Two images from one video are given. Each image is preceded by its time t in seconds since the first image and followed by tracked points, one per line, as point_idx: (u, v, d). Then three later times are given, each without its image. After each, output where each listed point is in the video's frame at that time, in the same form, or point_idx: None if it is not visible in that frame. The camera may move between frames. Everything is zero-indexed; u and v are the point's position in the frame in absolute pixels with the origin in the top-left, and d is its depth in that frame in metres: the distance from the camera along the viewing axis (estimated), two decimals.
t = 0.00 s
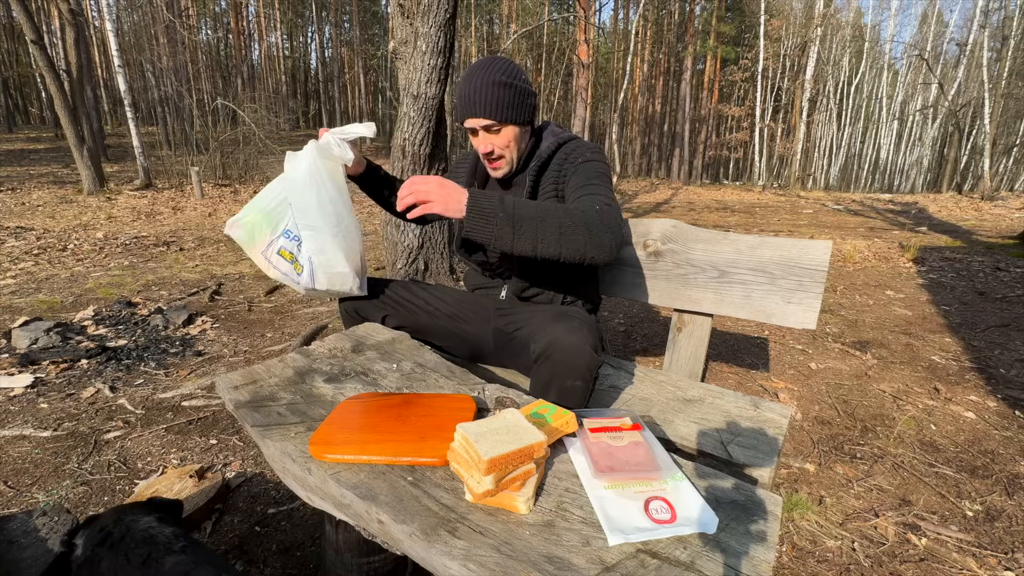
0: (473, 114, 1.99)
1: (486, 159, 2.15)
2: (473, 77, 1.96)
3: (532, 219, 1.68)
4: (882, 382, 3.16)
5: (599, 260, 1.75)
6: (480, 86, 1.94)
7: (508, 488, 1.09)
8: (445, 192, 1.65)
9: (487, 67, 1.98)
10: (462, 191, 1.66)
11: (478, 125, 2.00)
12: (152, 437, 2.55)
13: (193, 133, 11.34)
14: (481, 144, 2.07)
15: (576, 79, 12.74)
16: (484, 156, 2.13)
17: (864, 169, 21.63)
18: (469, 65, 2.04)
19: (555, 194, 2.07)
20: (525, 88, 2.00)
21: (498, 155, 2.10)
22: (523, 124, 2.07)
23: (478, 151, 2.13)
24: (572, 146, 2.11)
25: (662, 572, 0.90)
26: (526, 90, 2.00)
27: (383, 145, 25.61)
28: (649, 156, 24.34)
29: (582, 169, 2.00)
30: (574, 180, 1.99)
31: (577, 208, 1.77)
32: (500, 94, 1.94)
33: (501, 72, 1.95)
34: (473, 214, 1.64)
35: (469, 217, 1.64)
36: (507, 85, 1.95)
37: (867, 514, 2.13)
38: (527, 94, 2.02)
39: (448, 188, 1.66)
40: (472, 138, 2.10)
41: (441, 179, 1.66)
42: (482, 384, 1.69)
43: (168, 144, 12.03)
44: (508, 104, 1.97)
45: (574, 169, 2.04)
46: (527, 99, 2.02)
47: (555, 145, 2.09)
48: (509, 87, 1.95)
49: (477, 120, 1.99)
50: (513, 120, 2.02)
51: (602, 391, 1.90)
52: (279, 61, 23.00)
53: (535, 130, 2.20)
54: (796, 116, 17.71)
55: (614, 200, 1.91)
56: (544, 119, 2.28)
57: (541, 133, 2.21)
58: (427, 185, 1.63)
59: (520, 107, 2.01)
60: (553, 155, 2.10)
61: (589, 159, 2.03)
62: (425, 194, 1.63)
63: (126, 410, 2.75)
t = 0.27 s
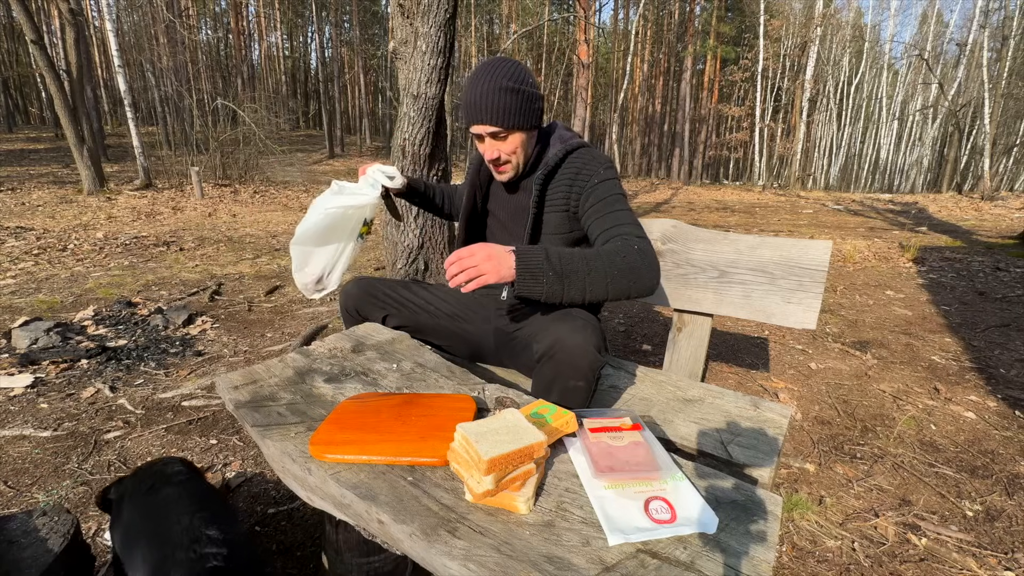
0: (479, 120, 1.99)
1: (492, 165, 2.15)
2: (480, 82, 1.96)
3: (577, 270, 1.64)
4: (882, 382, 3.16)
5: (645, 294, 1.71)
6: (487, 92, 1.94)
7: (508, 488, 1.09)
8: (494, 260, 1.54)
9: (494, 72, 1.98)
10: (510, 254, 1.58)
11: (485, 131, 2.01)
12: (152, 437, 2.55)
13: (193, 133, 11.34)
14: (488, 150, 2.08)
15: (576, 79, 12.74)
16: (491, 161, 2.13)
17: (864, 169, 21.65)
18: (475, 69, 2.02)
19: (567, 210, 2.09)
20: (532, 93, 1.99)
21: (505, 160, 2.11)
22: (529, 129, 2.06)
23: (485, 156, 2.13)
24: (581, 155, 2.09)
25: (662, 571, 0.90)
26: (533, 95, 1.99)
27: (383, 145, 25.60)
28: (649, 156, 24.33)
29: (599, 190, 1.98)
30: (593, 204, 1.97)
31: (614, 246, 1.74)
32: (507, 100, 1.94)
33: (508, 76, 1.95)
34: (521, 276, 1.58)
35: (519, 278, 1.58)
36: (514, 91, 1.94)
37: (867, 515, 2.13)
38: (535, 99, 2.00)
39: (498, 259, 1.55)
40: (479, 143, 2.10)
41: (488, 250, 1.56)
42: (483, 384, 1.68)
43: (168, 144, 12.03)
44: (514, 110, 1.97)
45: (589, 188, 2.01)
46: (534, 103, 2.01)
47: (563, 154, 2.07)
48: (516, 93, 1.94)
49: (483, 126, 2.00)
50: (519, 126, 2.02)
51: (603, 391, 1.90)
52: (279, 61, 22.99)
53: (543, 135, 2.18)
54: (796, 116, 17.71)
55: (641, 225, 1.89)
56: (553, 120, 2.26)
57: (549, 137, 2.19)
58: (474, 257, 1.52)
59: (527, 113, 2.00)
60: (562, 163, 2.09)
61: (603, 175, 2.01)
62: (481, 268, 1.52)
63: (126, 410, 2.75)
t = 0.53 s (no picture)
0: (488, 121, 1.98)
1: (500, 165, 2.14)
2: (491, 83, 1.95)
3: (594, 277, 1.64)
4: (882, 382, 3.16)
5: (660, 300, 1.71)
6: (498, 93, 1.93)
7: (508, 487, 1.09)
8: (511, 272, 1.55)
9: (506, 73, 1.97)
10: (526, 264, 1.59)
11: (493, 132, 2.00)
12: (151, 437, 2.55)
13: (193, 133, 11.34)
14: (497, 152, 2.07)
15: (576, 79, 12.75)
16: (498, 162, 2.12)
17: (864, 170, 21.66)
18: (484, 70, 2.01)
19: (575, 214, 2.09)
20: (543, 95, 1.99)
21: (512, 162, 2.10)
22: (539, 131, 2.06)
23: (493, 157, 2.12)
24: (590, 159, 2.09)
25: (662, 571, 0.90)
26: (544, 97, 1.98)
27: (383, 145, 25.60)
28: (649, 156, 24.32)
29: (610, 194, 1.98)
30: (603, 209, 1.97)
31: (629, 252, 1.74)
32: (518, 102, 1.93)
33: (519, 78, 1.94)
34: (539, 283, 1.59)
35: (537, 287, 1.58)
36: (525, 93, 1.93)
37: (867, 514, 2.13)
38: (546, 102, 2.00)
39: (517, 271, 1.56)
40: (487, 144, 2.09)
41: (506, 262, 1.57)
42: (483, 384, 1.69)
43: (168, 144, 12.02)
44: (525, 112, 1.96)
45: (599, 193, 2.01)
46: (545, 105, 2.01)
47: (571, 158, 2.06)
48: (527, 95, 1.94)
49: (492, 127, 1.99)
50: (529, 128, 2.01)
51: (603, 391, 1.90)
52: (279, 61, 22.98)
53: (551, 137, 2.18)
54: (796, 116, 17.72)
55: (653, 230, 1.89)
56: (562, 123, 2.27)
57: (557, 140, 2.19)
58: (493, 271, 1.54)
59: (538, 115, 2.00)
60: (570, 165, 2.09)
61: (613, 180, 2.01)
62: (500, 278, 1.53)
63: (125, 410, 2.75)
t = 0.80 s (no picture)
0: (482, 119, 1.97)
1: (496, 164, 2.14)
2: (484, 81, 1.95)
3: (595, 273, 1.63)
4: (882, 382, 3.16)
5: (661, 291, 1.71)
6: (492, 90, 1.93)
7: (508, 488, 1.09)
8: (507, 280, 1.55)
9: (498, 70, 1.97)
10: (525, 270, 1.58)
11: (488, 130, 1.99)
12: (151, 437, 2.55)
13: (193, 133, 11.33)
14: (492, 150, 2.06)
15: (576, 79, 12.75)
16: (494, 161, 2.12)
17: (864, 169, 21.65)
18: (477, 68, 2.01)
19: (572, 210, 2.09)
20: (536, 91, 1.99)
21: (508, 160, 2.10)
22: (533, 128, 2.06)
23: (488, 156, 2.12)
24: (585, 154, 2.09)
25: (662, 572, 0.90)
26: (537, 93, 1.98)
27: (383, 145, 25.60)
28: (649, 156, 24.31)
29: (607, 188, 1.98)
30: (601, 205, 1.97)
31: (629, 246, 1.74)
32: (511, 98, 1.94)
33: (511, 75, 1.94)
34: (539, 287, 1.58)
35: (538, 290, 1.57)
36: (518, 89, 1.93)
37: (867, 514, 2.13)
38: (539, 98, 2.00)
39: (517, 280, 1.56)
40: (481, 143, 2.09)
41: (504, 271, 1.56)
42: (483, 384, 1.68)
43: (168, 144, 12.01)
44: (519, 108, 1.96)
45: (596, 188, 2.01)
46: (538, 101, 2.01)
47: (566, 154, 2.07)
48: (519, 91, 1.94)
49: (486, 125, 1.98)
50: (524, 124, 2.01)
51: (603, 391, 1.90)
52: (279, 61, 22.96)
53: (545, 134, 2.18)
54: (796, 116, 17.72)
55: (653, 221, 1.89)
56: (554, 119, 2.27)
57: (551, 136, 2.20)
58: (491, 283, 1.53)
59: (531, 111, 2.00)
60: (565, 162, 2.08)
61: (610, 174, 2.02)
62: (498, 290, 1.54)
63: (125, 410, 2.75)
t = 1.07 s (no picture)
0: (490, 121, 1.97)
1: (497, 166, 2.13)
2: (490, 81, 1.95)
3: (593, 277, 1.64)
4: (882, 382, 3.16)
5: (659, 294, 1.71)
6: (497, 90, 1.93)
7: (508, 488, 1.09)
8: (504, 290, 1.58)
9: (501, 70, 1.99)
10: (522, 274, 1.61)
11: (496, 131, 1.99)
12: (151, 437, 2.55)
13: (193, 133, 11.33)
14: (496, 152, 2.05)
15: (576, 79, 12.75)
16: (495, 163, 2.12)
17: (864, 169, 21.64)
18: (477, 70, 2.02)
19: (569, 213, 2.09)
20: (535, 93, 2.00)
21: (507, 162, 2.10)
22: (535, 128, 2.06)
23: (490, 158, 2.12)
24: (582, 155, 2.09)
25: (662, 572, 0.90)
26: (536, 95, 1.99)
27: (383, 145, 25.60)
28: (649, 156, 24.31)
29: (605, 191, 1.98)
30: (598, 208, 1.97)
31: (629, 249, 1.74)
32: (517, 98, 1.95)
33: (512, 77, 1.95)
34: (536, 291, 1.60)
35: (535, 294, 1.59)
36: (523, 89, 1.95)
37: (867, 514, 2.13)
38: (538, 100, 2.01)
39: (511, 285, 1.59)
40: (484, 145, 2.08)
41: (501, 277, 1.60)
42: (483, 384, 1.68)
43: (168, 144, 12.01)
44: (524, 109, 1.97)
45: (593, 190, 2.01)
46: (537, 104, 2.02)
47: (563, 155, 2.06)
48: (525, 90, 1.96)
49: (494, 126, 1.98)
50: (527, 125, 2.01)
51: (602, 391, 1.90)
52: (279, 61, 22.94)
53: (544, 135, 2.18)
54: (796, 116, 17.71)
55: (650, 225, 1.89)
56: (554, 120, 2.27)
57: (549, 137, 2.20)
58: (487, 290, 1.56)
59: (533, 112, 2.01)
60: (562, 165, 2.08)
61: (607, 176, 2.02)
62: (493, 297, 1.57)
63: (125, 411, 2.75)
